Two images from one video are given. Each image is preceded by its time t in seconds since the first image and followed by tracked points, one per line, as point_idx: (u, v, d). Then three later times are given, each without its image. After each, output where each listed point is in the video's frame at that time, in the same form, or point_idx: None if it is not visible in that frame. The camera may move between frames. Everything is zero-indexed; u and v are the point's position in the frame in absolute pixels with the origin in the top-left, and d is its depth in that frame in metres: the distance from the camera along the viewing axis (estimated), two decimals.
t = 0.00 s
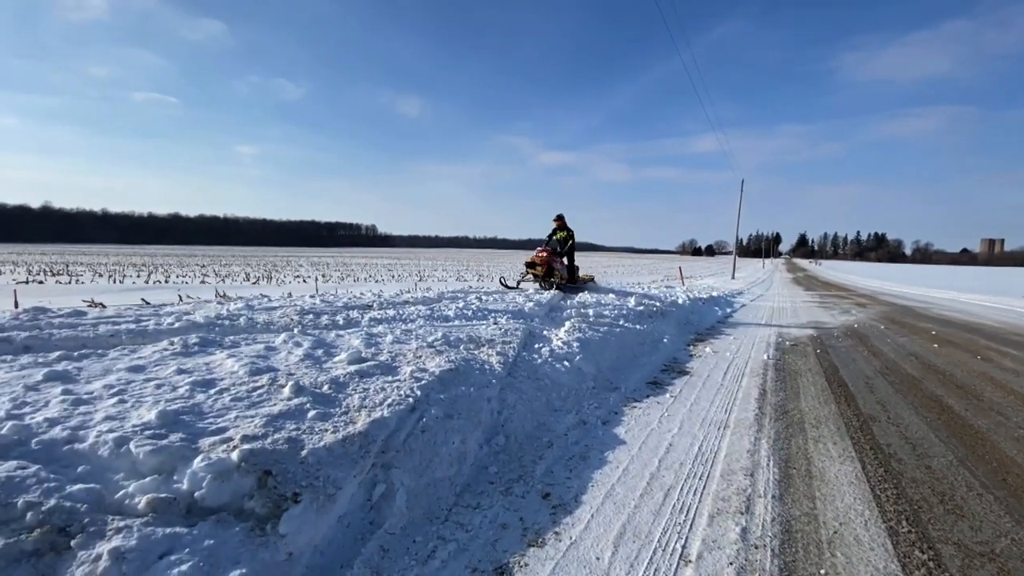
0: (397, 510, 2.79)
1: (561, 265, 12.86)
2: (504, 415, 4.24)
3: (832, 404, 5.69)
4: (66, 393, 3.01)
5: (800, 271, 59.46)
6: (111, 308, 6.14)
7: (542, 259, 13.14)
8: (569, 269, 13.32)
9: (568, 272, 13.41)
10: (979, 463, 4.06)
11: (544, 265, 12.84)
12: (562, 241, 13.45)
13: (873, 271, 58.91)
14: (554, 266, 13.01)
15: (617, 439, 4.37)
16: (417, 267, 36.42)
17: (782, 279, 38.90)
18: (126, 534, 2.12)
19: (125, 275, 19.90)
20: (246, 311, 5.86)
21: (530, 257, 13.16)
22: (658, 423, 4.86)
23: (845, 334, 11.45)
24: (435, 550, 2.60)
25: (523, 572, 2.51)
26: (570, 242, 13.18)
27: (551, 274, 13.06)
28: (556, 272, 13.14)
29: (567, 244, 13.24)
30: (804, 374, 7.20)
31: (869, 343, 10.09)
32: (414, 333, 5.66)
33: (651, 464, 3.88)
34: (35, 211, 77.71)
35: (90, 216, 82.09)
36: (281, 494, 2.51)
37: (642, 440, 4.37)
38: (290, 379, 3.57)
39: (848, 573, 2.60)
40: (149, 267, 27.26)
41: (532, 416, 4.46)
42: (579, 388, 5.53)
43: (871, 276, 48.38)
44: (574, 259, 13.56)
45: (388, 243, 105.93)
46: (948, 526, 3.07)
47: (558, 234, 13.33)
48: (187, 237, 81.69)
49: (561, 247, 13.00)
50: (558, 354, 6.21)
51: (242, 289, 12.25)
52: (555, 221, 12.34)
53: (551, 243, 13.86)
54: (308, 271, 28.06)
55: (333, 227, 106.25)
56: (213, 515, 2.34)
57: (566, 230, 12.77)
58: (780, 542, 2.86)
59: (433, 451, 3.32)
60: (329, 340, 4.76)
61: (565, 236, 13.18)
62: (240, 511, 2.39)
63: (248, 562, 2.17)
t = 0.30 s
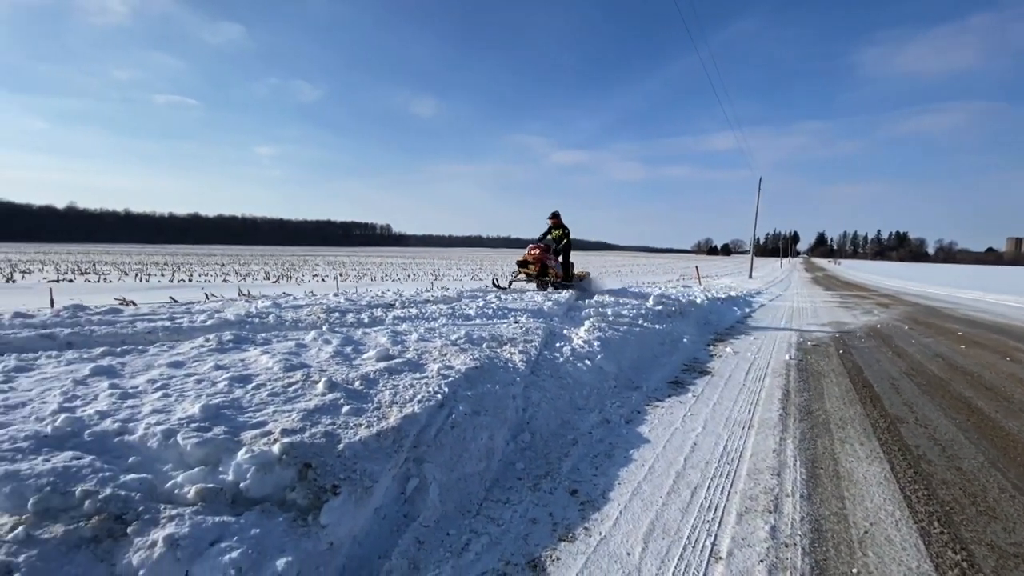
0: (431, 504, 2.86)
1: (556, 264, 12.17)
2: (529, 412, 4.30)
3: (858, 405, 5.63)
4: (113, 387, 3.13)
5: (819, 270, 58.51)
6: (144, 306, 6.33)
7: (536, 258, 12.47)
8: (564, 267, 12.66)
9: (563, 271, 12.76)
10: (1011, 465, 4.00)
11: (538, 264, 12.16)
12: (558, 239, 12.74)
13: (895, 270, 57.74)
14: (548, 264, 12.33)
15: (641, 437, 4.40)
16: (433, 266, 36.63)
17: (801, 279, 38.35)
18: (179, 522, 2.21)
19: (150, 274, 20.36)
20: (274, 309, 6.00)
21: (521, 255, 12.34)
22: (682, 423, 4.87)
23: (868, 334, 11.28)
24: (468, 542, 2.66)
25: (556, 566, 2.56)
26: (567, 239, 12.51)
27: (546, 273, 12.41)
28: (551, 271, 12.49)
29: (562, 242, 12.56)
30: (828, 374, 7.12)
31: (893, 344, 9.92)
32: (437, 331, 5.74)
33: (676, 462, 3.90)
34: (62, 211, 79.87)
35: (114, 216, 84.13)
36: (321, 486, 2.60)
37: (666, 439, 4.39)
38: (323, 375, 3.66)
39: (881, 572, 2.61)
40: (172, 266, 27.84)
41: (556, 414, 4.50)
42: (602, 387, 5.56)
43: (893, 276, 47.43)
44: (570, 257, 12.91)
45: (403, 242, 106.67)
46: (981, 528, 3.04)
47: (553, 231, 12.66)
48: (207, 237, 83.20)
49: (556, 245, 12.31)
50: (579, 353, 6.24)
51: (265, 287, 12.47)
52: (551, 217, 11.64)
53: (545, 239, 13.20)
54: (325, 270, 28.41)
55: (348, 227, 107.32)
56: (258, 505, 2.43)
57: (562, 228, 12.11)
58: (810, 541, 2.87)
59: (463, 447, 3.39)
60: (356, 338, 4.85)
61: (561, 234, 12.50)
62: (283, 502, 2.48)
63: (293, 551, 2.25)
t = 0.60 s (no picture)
0: (455, 492, 2.98)
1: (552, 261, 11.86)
2: (547, 407, 4.40)
3: (875, 404, 5.63)
4: (154, 378, 3.30)
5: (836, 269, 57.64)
6: (174, 303, 6.56)
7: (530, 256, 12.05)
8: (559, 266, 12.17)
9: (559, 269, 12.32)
10: None
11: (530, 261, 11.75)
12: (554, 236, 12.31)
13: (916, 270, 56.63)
14: (544, 262, 12.01)
15: (657, 433, 4.48)
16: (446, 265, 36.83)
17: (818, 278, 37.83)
18: (223, 503, 2.36)
19: (171, 272, 20.80)
20: (298, 306, 6.18)
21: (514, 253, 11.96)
22: (697, 419, 4.93)
23: (887, 334, 11.17)
24: (491, 529, 2.78)
25: (576, 552, 2.66)
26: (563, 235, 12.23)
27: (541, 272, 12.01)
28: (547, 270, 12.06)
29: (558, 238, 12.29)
30: (844, 373, 7.10)
31: (912, 344, 9.81)
32: (456, 328, 5.87)
33: (692, 457, 3.98)
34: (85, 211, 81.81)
35: (136, 216, 85.93)
36: (352, 473, 2.73)
37: (681, 435, 4.47)
38: (349, 369, 3.80)
39: (894, 563, 2.67)
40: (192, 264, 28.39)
41: (573, 409, 4.60)
42: (617, 384, 5.64)
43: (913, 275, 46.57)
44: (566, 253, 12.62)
45: (416, 241, 107.31)
46: (997, 523, 3.07)
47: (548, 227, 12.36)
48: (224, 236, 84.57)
49: (551, 242, 12.01)
50: (595, 350, 6.33)
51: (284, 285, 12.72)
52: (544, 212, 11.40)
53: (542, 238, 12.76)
54: (341, 268, 28.75)
55: (362, 226, 108.28)
56: (294, 489, 2.57)
57: (556, 223, 11.84)
58: (824, 533, 2.93)
59: (484, 438, 3.51)
60: (379, 334, 5.01)
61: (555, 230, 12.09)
62: (317, 487, 2.62)
63: (328, 533, 2.39)
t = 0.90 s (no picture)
0: (472, 472, 3.18)
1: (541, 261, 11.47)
2: (558, 397, 4.58)
3: (882, 398, 5.72)
4: (192, 365, 3.53)
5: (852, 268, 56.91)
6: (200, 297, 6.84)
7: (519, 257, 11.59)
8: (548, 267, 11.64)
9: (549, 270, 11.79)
10: None
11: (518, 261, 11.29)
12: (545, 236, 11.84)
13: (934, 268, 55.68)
14: (533, 263, 11.51)
15: (664, 423, 4.64)
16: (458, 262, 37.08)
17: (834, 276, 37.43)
18: (262, 477, 2.58)
19: (190, 268, 21.30)
20: (318, 301, 6.42)
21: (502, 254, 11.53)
22: (705, 411, 5.08)
23: (900, 332, 11.15)
24: (506, 507, 2.97)
25: (585, 529, 2.84)
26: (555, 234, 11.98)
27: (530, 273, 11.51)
28: (536, 271, 11.54)
29: (548, 238, 11.86)
30: (853, 369, 7.17)
31: (925, 342, 9.77)
32: (470, 322, 6.06)
33: (698, 446, 4.13)
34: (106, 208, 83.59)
35: (155, 213, 87.52)
36: (378, 453, 2.94)
37: (689, 426, 4.62)
38: (371, 358, 4.02)
39: (889, 544, 2.81)
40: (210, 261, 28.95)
41: (584, 400, 4.77)
42: (627, 377, 5.80)
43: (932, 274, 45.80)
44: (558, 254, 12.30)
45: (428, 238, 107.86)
46: (992, 510, 3.19)
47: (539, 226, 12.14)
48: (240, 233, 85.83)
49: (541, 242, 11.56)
50: (605, 345, 6.48)
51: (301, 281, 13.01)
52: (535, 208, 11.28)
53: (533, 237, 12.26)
54: (355, 265, 29.14)
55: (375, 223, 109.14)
56: (325, 466, 2.78)
57: (548, 220, 11.62)
58: (823, 516, 3.08)
59: (499, 425, 3.70)
60: (397, 327, 5.22)
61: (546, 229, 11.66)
62: (345, 465, 2.83)
63: (357, 505, 2.59)
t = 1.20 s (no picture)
0: (488, 452, 3.46)
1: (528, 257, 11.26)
2: (567, 387, 4.84)
3: (882, 391, 5.92)
4: (231, 352, 3.85)
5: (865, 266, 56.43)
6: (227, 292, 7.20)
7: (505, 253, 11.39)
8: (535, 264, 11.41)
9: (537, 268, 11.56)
10: (1018, 444, 4.30)
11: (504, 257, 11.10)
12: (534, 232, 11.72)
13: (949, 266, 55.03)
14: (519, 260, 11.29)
15: (668, 412, 4.89)
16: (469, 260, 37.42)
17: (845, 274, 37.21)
18: (303, 450, 2.88)
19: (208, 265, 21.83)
20: (339, 295, 6.74)
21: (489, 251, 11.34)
22: (708, 402, 5.32)
23: (906, 329, 11.27)
24: (521, 482, 3.25)
25: (593, 502, 3.11)
26: (543, 231, 11.85)
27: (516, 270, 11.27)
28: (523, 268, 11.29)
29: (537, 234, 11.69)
30: (856, 364, 7.36)
31: (930, 338, 9.90)
32: (484, 316, 6.34)
33: (700, 432, 4.38)
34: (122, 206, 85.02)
35: (170, 212, 88.97)
36: (404, 431, 3.23)
37: (692, 414, 4.86)
38: (394, 348, 4.31)
39: (874, 518, 3.05)
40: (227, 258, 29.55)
41: (592, 389, 5.03)
42: (634, 369, 6.05)
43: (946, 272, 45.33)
44: (546, 252, 12.11)
45: (438, 236, 108.49)
46: (974, 491, 3.41)
47: (529, 223, 12.07)
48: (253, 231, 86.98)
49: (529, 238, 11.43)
50: (613, 339, 6.74)
51: (317, 277, 13.39)
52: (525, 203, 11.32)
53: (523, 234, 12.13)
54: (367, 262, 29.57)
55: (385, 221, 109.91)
56: (357, 443, 3.08)
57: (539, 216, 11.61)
58: (814, 494, 3.32)
59: (513, 410, 3.98)
60: (415, 320, 5.52)
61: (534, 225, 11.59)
62: (375, 442, 3.12)
63: (387, 476, 2.88)
